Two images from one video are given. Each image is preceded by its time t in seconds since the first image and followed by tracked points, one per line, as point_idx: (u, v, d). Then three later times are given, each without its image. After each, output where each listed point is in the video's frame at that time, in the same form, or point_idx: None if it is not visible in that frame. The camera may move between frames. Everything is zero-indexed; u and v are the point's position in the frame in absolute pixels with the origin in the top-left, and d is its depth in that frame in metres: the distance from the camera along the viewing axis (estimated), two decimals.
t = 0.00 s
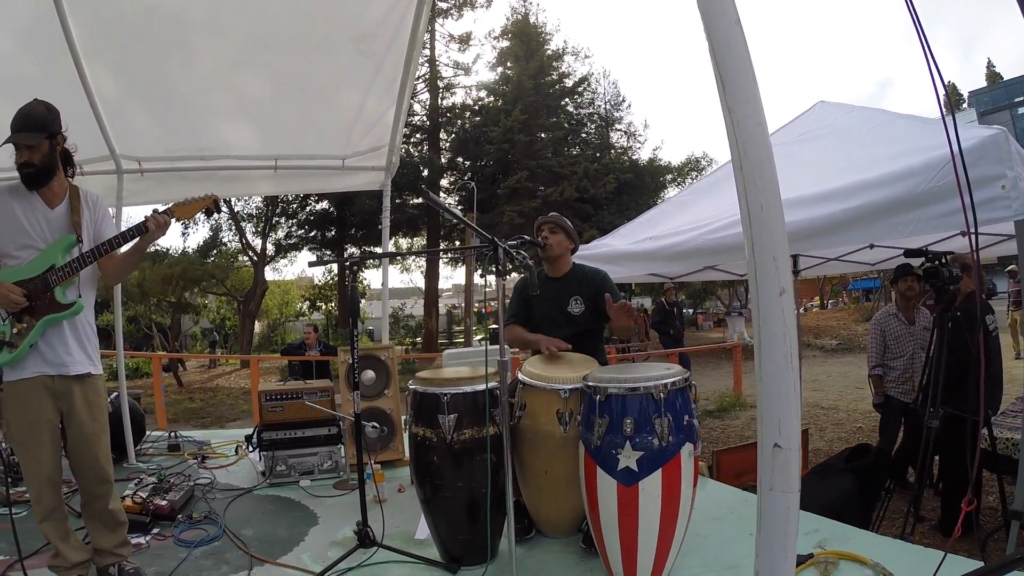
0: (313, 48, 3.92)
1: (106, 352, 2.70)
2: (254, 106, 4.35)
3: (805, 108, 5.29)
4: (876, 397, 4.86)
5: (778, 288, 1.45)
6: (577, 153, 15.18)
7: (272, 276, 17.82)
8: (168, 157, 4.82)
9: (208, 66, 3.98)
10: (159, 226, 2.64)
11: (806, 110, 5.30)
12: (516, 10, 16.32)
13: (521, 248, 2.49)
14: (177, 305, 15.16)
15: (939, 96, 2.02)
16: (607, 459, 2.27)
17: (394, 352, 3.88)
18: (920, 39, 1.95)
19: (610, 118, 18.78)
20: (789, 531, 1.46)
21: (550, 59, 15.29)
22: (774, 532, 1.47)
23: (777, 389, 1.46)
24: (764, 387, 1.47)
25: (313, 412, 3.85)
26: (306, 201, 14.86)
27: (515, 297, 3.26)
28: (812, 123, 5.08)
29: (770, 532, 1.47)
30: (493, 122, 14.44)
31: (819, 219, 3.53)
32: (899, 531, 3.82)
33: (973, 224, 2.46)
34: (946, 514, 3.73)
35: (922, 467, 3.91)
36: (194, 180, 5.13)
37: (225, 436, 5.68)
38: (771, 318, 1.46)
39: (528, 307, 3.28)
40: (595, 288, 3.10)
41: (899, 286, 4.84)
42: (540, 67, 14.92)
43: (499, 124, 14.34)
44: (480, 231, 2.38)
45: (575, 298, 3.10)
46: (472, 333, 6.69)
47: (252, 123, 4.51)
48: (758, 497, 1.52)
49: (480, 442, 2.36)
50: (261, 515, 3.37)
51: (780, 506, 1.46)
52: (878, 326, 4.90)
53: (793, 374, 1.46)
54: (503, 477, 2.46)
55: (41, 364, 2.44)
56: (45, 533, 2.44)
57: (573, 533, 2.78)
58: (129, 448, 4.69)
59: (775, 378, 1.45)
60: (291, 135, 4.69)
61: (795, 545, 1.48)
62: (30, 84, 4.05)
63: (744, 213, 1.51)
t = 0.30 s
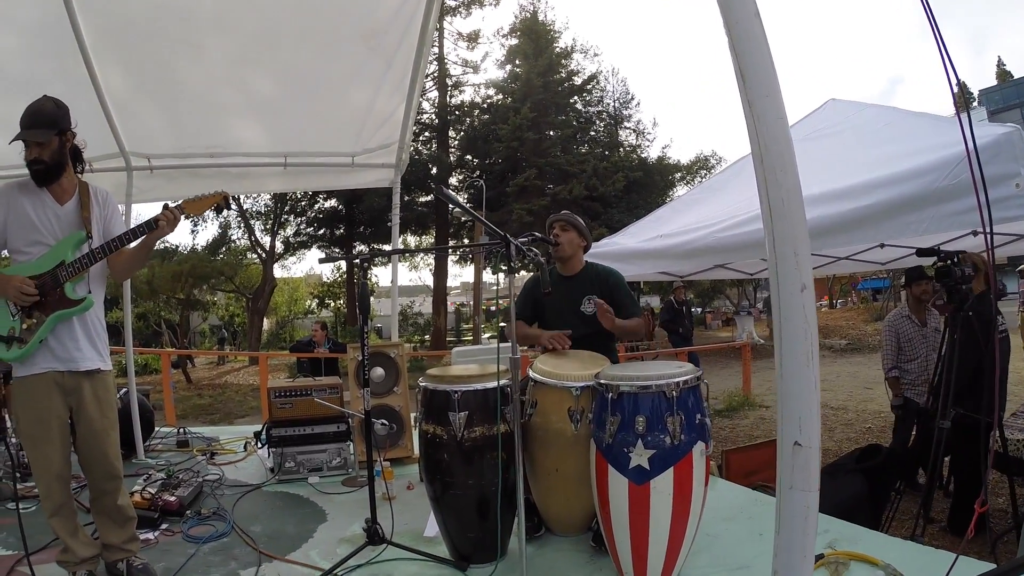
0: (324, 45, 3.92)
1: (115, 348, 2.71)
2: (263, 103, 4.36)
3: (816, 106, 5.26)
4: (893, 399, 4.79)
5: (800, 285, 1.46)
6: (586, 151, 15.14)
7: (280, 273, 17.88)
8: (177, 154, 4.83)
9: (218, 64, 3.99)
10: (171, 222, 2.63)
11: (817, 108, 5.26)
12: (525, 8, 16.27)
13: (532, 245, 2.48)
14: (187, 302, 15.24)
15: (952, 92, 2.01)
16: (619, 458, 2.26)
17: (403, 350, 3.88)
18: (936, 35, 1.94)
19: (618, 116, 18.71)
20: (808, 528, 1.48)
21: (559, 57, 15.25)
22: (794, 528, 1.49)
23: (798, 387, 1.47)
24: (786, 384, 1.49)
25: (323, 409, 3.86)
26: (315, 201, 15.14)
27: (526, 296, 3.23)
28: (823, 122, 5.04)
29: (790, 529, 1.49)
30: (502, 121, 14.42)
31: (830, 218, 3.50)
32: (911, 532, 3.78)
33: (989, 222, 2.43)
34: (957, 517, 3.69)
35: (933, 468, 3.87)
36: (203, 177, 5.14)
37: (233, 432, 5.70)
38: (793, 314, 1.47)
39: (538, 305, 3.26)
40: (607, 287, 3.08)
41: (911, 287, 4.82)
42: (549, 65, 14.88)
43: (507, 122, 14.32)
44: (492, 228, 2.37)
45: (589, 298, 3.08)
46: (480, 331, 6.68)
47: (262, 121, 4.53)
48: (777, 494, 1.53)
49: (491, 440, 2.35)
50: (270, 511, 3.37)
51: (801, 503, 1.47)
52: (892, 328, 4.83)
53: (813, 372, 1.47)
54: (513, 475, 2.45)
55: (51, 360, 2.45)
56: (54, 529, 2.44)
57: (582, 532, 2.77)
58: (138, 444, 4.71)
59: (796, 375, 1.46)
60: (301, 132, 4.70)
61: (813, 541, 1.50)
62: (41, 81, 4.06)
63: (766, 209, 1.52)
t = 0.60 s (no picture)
0: (333, 46, 3.93)
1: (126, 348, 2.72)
2: (273, 103, 4.38)
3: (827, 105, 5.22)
4: (910, 397, 4.73)
5: (819, 286, 1.48)
6: (595, 151, 15.11)
7: (290, 273, 17.94)
8: (188, 154, 4.86)
9: (229, 64, 4.00)
10: (182, 222, 2.65)
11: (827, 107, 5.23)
12: (533, 9, 16.25)
13: (543, 246, 2.47)
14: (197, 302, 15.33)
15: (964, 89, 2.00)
16: (631, 459, 2.25)
17: (413, 350, 3.88)
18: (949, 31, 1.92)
19: (627, 116, 18.66)
20: (827, 530, 1.50)
21: (568, 57, 15.23)
22: (813, 531, 1.51)
23: (818, 388, 1.49)
24: (805, 386, 1.51)
25: (333, 409, 3.86)
26: (325, 202, 15.22)
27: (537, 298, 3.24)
28: (834, 121, 5.00)
29: (809, 531, 1.51)
30: (511, 121, 14.41)
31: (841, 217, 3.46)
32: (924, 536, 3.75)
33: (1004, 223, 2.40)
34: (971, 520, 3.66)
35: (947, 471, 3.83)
36: (215, 177, 5.17)
37: (243, 431, 5.72)
38: (812, 315, 1.50)
39: (549, 306, 3.26)
40: (618, 288, 3.07)
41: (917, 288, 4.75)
42: (558, 65, 14.87)
43: (516, 122, 14.31)
44: (504, 228, 2.36)
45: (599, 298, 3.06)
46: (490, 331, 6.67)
47: (273, 121, 4.55)
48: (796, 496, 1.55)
49: (503, 441, 2.34)
50: (280, 510, 3.38)
51: (820, 505, 1.50)
52: (896, 328, 4.80)
53: (833, 372, 1.50)
54: (525, 477, 2.44)
55: (62, 360, 2.47)
56: (65, 528, 2.45)
57: (594, 533, 2.76)
58: (148, 443, 4.74)
59: (816, 377, 1.49)
60: (312, 133, 4.71)
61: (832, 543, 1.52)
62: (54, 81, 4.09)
63: (784, 209, 1.53)
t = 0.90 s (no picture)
0: (345, 46, 3.94)
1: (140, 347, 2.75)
2: (286, 102, 4.40)
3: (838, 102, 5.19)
4: (919, 400, 4.62)
5: (842, 279, 1.55)
6: (605, 149, 15.07)
7: (301, 272, 18.01)
8: (200, 154, 4.88)
9: (242, 64, 4.02)
10: (194, 223, 2.66)
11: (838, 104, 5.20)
12: (542, 6, 16.21)
13: (559, 243, 2.47)
14: (209, 302, 15.42)
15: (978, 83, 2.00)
16: (648, 457, 2.24)
17: (426, 348, 3.88)
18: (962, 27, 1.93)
19: (637, 114, 18.59)
20: (850, 520, 1.57)
21: (577, 55, 15.19)
22: (837, 521, 1.58)
23: (841, 381, 1.56)
24: (829, 378, 1.57)
25: (345, 407, 3.88)
26: (335, 201, 15.27)
27: (550, 297, 3.21)
28: (845, 117, 4.98)
29: (833, 522, 1.58)
30: (520, 119, 14.40)
31: (854, 214, 3.44)
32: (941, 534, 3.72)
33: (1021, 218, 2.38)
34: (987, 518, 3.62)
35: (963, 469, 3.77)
36: (226, 177, 5.20)
37: (256, 430, 5.75)
38: (834, 308, 1.56)
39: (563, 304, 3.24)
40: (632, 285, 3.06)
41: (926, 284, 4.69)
42: (567, 63, 14.84)
43: (525, 120, 14.29)
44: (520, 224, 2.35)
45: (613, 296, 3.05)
46: (501, 330, 6.66)
47: (286, 121, 4.57)
48: (820, 489, 1.63)
49: (519, 439, 2.34)
50: (294, 508, 3.39)
51: (844, 497, 1.56)
52: (904, 327, 4.73)
53: (857, 366, 1.56)
54: (540, 475, 2.44)
55: (78, 359, 2.49)
56: (81, 525, 2.47)
57: (608, 531, 2.76)
58: (162, 441, 4.77)
59: (841, 368, 1.56)
60: (324, 132, 4.73)
61: (855, 534, 1.59)
62: (66, 81, 4.12)
63: (808, 207, 1.60)
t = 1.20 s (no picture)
0: (368, 43, 3.96)
1: (163, 342, 2.78)
2: (308, 100, 4.42)
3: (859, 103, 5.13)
4: (934, 407, 4.59)
5: (874, 280, 1.53)
6: (623, 149, 15.00)
7: (318, 270, 18.14)
8: (222, 151, 4.93)
9: (264, 61, 4.04)
10: (217, 218, 2.68)
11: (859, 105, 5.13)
12: (561, 5, 16.16)
13: (581, 243, 2.45)
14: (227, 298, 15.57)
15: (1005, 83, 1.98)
16: (668, 457, 2.23)
17: (444, 347, 3.89)
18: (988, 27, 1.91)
19: (655, 114, 18.50)
20: (878, 519, 1.57)
21: (595, 55, 15.14)
22: (864, 521, 1.57)
23: (871, 382, 1.55)
24: (859, 379, 1.56)
25: (364, 404, 3.90)
26: (352, 200, 15.37)
27: (572, 294, 3.19)
28: (866, 117, 4.92)
29: (861, 522, 1.57)
30: (538, 119, 14.38)
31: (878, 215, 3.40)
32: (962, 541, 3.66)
33: None
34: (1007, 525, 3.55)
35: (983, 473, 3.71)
36: (248, 174, 5.24)
37: (273, 425, 5.80)
38: (865, 309, 1.55)
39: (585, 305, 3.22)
40: (652, 285, 3.04)
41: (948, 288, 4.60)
42: (585, 63, 14.79)
43: (543, 120, 14.27)
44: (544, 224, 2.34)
45: (632, 296, 3.04)
46: (518, 328, 6.65)
47: (307, 119, 4.61)
48: (848, 489, 1.62)
49: (541, 438, 2.34)
50: (312, 504, 3.41)
51: (872, 496, 1.56)
52: (931, 329, 4.60)
53: (886, 367, 1.55)
54: (560, 474, 2.43)
55: (103, 353, 2.52)
56: (102, 519, 2.50)
57: (626, 532, 2.76)
58: (180, 436, 4.82)
59: (871, 369, 1.54)
60: (345, 130, 4.76)
61: (881, 533, 1.59)
62: (91, 78, 4.17)
63: (838, 206, 1.58)
